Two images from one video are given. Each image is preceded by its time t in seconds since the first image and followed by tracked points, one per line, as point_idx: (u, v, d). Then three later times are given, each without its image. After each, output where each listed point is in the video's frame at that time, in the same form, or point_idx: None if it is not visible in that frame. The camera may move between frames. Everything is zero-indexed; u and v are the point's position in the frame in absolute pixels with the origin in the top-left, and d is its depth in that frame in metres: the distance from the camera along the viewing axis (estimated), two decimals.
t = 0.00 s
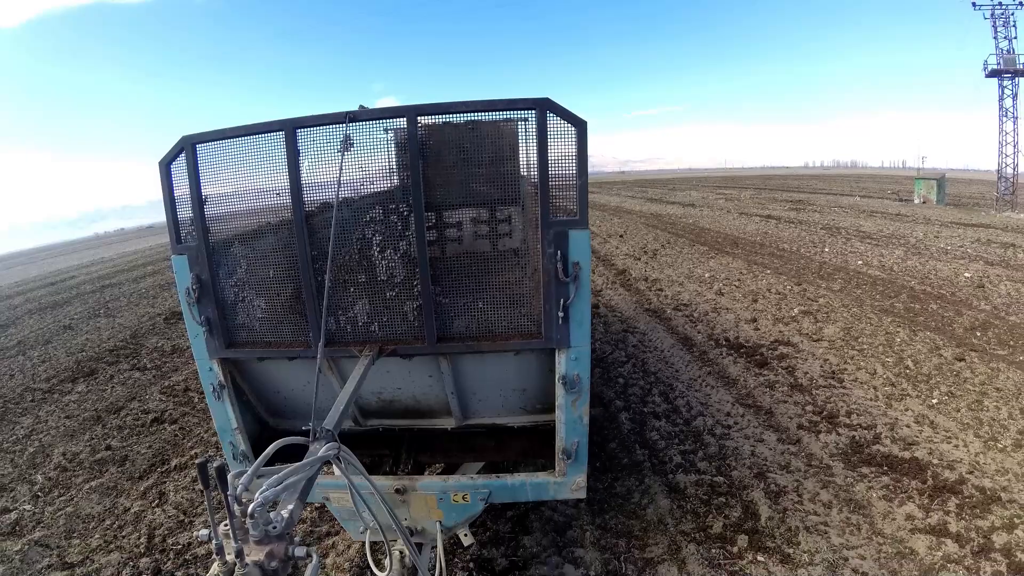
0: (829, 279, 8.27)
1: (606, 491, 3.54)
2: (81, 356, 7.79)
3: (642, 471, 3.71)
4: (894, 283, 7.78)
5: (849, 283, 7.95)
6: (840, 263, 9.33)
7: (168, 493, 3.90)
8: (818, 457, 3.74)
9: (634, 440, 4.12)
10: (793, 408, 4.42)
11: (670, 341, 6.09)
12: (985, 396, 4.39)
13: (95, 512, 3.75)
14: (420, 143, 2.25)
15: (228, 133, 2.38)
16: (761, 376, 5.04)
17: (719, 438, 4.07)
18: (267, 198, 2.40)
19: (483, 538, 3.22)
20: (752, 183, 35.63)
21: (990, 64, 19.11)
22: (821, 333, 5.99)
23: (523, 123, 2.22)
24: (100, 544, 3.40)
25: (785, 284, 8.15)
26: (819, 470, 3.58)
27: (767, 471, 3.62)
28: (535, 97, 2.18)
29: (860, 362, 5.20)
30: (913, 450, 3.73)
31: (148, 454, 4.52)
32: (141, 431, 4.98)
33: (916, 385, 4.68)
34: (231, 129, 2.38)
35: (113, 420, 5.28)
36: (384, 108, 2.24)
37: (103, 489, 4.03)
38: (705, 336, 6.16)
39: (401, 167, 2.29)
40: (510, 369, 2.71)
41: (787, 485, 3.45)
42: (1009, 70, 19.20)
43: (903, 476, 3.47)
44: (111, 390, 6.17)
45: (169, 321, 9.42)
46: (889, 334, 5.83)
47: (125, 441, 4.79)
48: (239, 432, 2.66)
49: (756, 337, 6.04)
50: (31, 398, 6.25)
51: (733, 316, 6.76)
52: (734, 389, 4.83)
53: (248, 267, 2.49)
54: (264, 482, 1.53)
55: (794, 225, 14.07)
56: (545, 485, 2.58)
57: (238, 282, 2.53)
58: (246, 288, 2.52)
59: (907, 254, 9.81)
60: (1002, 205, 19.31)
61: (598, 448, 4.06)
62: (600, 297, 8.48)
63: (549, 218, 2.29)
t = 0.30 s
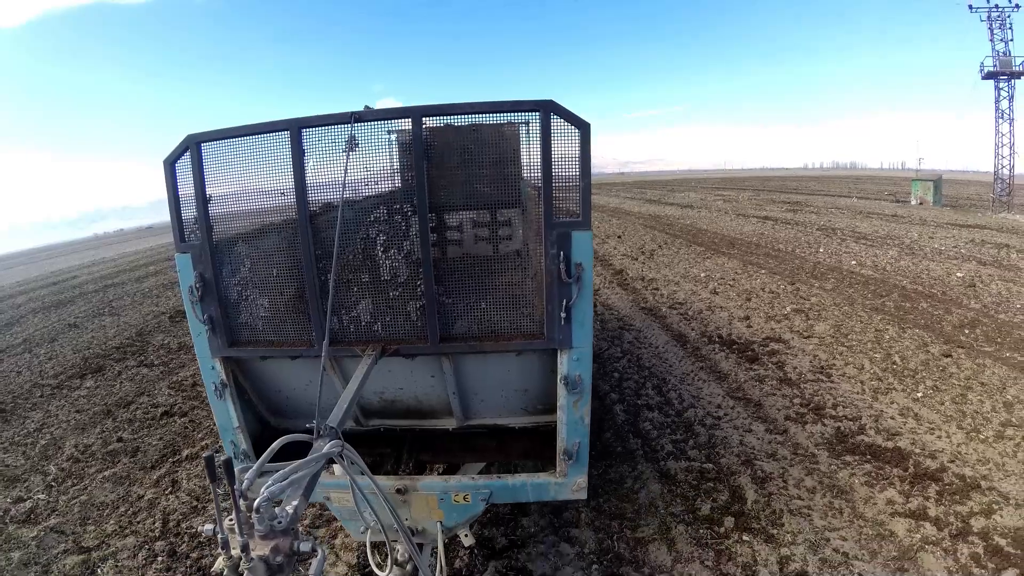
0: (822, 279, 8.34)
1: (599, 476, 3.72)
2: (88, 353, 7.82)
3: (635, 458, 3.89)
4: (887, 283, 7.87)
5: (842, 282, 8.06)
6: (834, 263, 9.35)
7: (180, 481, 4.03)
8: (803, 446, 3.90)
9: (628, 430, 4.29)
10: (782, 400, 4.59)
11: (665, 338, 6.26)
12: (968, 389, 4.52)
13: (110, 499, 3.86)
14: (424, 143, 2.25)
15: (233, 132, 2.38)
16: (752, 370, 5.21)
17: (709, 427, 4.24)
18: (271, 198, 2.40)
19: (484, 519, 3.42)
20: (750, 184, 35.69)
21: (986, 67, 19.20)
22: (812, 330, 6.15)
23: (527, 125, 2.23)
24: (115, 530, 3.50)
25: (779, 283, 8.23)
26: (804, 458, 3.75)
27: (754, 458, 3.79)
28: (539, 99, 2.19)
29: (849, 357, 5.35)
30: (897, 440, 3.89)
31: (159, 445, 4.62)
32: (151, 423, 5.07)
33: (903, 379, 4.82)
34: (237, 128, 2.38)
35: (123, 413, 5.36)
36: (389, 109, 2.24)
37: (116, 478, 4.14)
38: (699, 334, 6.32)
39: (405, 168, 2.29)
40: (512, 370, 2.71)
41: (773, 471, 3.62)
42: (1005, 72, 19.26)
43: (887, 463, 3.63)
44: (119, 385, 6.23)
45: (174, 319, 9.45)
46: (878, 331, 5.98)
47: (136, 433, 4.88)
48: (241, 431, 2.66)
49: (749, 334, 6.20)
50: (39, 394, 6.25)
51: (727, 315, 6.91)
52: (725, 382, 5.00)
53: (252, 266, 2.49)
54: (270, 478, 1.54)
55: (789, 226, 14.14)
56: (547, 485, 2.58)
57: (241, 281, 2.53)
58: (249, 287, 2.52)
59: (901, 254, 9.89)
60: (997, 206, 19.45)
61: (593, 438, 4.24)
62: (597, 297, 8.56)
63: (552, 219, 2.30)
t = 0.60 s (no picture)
0: (814, 275, 8.41)
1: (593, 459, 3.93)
2: (94, 348, 7.97)
3: (627, 442, 4.09)
4: (878, 279, 7.94)
5: (834, 278, 8.16)
6: (827, 260, 9.32)
7: (192, 467, 4.24)
8: (789, 431, 4.08)
9: (622, 416, 4.49)
10: (771, 388, 4.76)
11: (658, 331, 6.43)
12: (953, 378, 4.70)
13: (124, 486, 4.07)
14: (418, 142, 2.26)
15: (227, 133, 2.38)
16: (742, 361, 5.38)
17: (699, 414, 4.43)
18: (266, 198, 2.41)
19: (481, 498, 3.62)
20: (747, 182, 35.78)
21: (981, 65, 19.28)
22: (802, 323, 6.30)
23: (520, 123, 2.24)
24: (130, 512, 3.72)
25: (771, 279, 8.34)
26: (789, 441, 3.94)
27: (741, 442, 3.97)
28: (532, 96, 2.20)
29: (836, 348, 5.49)
30: (880, 425, 4.05)
31: (170, 434, 4.83)
32: (162, 414, 5.30)
33: (888, 369, 4.97)
34: (231, 128, 2.38)
35: (133, 405, 5.58)
36: (383, 108, 2.25)
37: (130, 465, 4.36)
38: (692, 326, 6.50)
39: (399, 167, 2.30)
40: (508, 368, 2.72)
41: (759, 454, 3.80)
42: (1000, 70, 19.36)
43: (869, 447, 3.80)
44: (128, 378, 6.45)
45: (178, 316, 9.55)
46: (867, 323, 6.12)
47: (147, 423, 5.12)
48: (238, 432, 2.66)
49: (740, 326, 6.36)
50: (49, 387, 6.47)
51: (719, 308, 7.07)
52: (715, 371, 5.18)
53: (247, 266, 2.50)
54: (271, 477, 1.54)
55: (785, 223, 14.20)
56: (545, 483, 2.59)
57: (237, 282, 2.53)
58: (245, 288, 2.53)
59: (894, 250, 9.92)
60: (992, 204, 19.54)
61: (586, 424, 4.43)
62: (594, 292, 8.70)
63: (546, 216, 2.30)
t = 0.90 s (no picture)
0: (806, 271, 8.48)
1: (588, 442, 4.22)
2: (102, 343, 8.21)
3: (620, 426, 4.38)
4: (869, 275, 8.01)
5: (825, 274, 8.24)
6: (820, 257, 9.35)
7: (204, 453, 4.49)
8: (773, 416, 4.33)
9: (615, 403, 4.76)
10: (758, 376, 5.03)
11: (652, 325, 6.66)
12: (937, 367, 4.93)
13: (139, 471, 4.32)
14: (414, 142, 2.26)
15: (222, 134, 2.37)
16: (731, 352, 5.65)
17: (688, 400, 4.71)
18: (262, 199, 2.40)
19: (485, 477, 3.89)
20: (744, 180, 35.89)
21: (975, 63, 19.43)
22: (791, 316, 6.50)
23: (517, 122, 2.23)
24: (146, 496, 3.95)
25: (764, 275, 8.41)
26: (773, 425, 4.19)
27: (728, 426, 4.23)
28: (529, 96, 2.19)
29: (824, 341, 5.72)
30: (863, 411, 4.29)
31: (181, 423, 5.09)
32: (172, 405, 5.55)
33: (873, 359, 5.21)
34: (227, 129, 2.37)
35: (143, 397, 5.83)
36: (379, 108, 2.25)
37: (143, 452, 4.61)
38: (685, 320, 6.72)
39: (396, 167, 2.30)
40: (506, 368, 2.72)
41: (744, 437, 4.06)
42: (995, 69, 19.45)
43: (851, 430, 4.05)
44: (137, 372, 6.73)
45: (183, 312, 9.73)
46: (855, 317, 6.31)
47: (158, 413, 5.38)
48: (237, 434, 2.66)
49: (731, 320, 6.57)
50: (59, 380, 6.73)
51: (712, 304, 7.26)
52: (706, 362, 5.45)
53: (244, 268, 2.49)
54: (261, 482, 1.54)
55: (781, 220, 14.25)
56: (543, 483, 2.59)
57: (234, 283, 2.53)
58: (242, 289, 2.52)
59: (886, 248, 9.91)
60: (987, 201, 19.71)
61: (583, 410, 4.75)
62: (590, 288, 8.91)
63: (543, 216, 2.30)
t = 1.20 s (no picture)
0: (798, 267, 8.54)
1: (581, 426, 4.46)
2: (110, 342, 8.47)
3: (613, 413, 4.61)
4: (861, 271, 8.06)
5: (817, 270, 8.31)
6: (813, 254, 9.41)
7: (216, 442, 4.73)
8: (760, 403, 4.54)
9: (609, 391, 4.99)
10: (747, 366, 5.25)
11: (646, 319, 6.83)
12: (920, 358, 5.10)
13: (153, 459, 4.56)
14: (410, 144, 2.26)
15: (219, 137, 2.37)
16: (722, 344, 5.85)
17: (679, 388, 4.93)
18: (259, 201, 2.40)
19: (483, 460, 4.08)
20: (742, 180, 35.94)
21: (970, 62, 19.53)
22: (781, 311, 6.65)
23: (514, 122, 2.24)
24: (162, 481, 4.18)
25: (756, 271, 8.49)
26: (759, 412, 4.40)
27: (716, 412, 4.45)
28: (525, 97, 2.20)
29: (812, 334, 5.89)
30: (846, 398, 4.50)
31: (193, 415, 5.34)
32: (182, 398, 5.82)
33: (859, 351, 5.39)
34: (223, 133, 2.37)
35: (153, 392, 6.09)
36: (375, 110, 2.25)
37: (158, 442, 4.86)
38: (678, 315, 6.89)
39: (393, 169, 2.30)
40: (504, 369, 2.72)
41: (731, 421, 4.28)
42: (990, 68, 19.53)
43: (833, 415, 4.26)
44: (147, 368, 7.00)
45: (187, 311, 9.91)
46: (843, 312, 6.44)
47: (169, 407, 5.63)
48: (236, 437, 2.66)
49: (723, 315, 6.71)
50: (70, 377, 7.04)
51: (704, 299, 7.37)
52: (696, 353, 5.66)
53: (241, 271, 2.49)
54: (252, 488, 1.54)
55: (776, 219, 14.32)
56: (543, 484, 2.59)
57: (232, 286, 2.52)
58: (239, 292, 2.52)
59: (879, 245, 9.92)
60: (983, 199, 19.83)
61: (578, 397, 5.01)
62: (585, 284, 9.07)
63: (541, 217, 2.31)
